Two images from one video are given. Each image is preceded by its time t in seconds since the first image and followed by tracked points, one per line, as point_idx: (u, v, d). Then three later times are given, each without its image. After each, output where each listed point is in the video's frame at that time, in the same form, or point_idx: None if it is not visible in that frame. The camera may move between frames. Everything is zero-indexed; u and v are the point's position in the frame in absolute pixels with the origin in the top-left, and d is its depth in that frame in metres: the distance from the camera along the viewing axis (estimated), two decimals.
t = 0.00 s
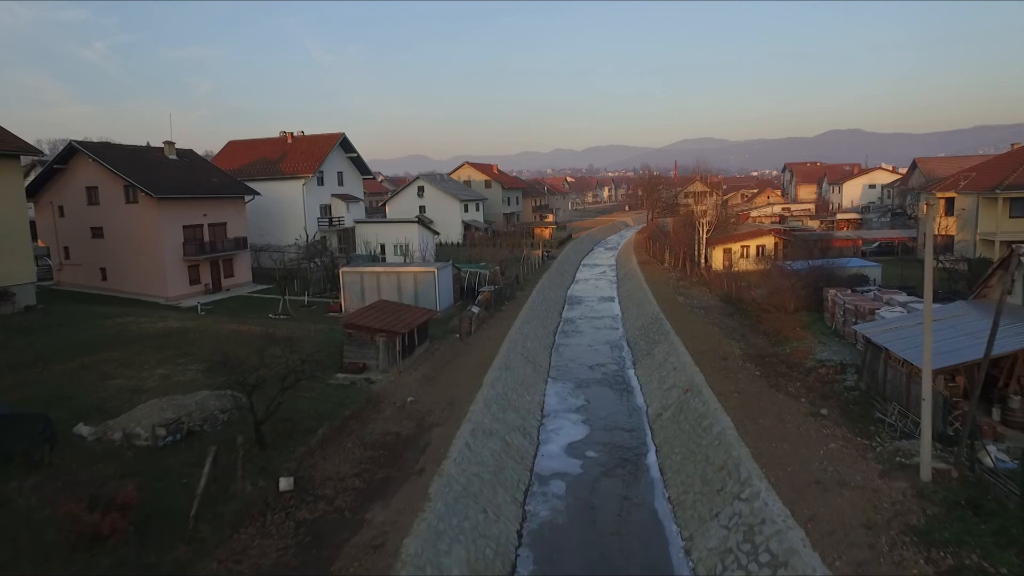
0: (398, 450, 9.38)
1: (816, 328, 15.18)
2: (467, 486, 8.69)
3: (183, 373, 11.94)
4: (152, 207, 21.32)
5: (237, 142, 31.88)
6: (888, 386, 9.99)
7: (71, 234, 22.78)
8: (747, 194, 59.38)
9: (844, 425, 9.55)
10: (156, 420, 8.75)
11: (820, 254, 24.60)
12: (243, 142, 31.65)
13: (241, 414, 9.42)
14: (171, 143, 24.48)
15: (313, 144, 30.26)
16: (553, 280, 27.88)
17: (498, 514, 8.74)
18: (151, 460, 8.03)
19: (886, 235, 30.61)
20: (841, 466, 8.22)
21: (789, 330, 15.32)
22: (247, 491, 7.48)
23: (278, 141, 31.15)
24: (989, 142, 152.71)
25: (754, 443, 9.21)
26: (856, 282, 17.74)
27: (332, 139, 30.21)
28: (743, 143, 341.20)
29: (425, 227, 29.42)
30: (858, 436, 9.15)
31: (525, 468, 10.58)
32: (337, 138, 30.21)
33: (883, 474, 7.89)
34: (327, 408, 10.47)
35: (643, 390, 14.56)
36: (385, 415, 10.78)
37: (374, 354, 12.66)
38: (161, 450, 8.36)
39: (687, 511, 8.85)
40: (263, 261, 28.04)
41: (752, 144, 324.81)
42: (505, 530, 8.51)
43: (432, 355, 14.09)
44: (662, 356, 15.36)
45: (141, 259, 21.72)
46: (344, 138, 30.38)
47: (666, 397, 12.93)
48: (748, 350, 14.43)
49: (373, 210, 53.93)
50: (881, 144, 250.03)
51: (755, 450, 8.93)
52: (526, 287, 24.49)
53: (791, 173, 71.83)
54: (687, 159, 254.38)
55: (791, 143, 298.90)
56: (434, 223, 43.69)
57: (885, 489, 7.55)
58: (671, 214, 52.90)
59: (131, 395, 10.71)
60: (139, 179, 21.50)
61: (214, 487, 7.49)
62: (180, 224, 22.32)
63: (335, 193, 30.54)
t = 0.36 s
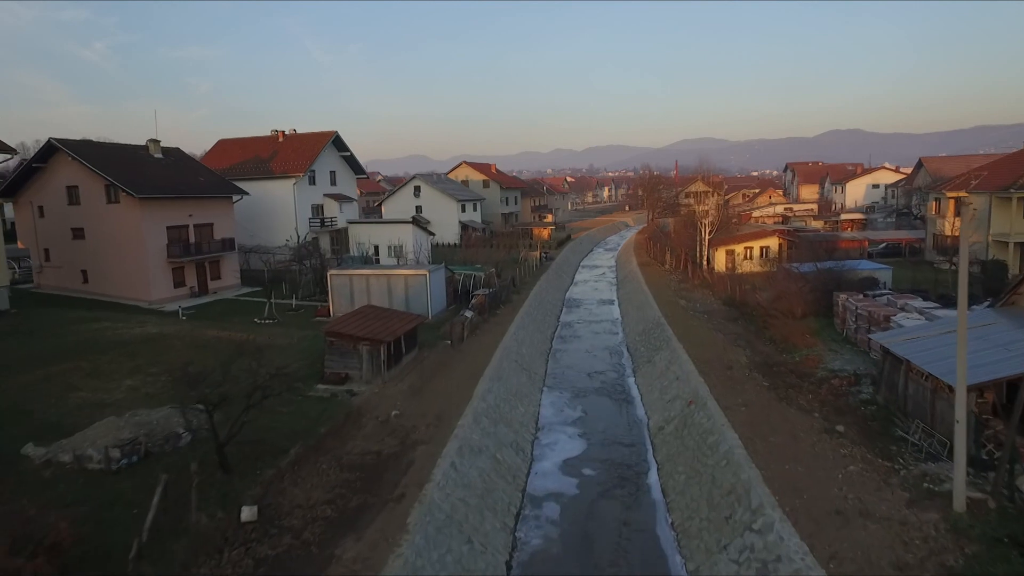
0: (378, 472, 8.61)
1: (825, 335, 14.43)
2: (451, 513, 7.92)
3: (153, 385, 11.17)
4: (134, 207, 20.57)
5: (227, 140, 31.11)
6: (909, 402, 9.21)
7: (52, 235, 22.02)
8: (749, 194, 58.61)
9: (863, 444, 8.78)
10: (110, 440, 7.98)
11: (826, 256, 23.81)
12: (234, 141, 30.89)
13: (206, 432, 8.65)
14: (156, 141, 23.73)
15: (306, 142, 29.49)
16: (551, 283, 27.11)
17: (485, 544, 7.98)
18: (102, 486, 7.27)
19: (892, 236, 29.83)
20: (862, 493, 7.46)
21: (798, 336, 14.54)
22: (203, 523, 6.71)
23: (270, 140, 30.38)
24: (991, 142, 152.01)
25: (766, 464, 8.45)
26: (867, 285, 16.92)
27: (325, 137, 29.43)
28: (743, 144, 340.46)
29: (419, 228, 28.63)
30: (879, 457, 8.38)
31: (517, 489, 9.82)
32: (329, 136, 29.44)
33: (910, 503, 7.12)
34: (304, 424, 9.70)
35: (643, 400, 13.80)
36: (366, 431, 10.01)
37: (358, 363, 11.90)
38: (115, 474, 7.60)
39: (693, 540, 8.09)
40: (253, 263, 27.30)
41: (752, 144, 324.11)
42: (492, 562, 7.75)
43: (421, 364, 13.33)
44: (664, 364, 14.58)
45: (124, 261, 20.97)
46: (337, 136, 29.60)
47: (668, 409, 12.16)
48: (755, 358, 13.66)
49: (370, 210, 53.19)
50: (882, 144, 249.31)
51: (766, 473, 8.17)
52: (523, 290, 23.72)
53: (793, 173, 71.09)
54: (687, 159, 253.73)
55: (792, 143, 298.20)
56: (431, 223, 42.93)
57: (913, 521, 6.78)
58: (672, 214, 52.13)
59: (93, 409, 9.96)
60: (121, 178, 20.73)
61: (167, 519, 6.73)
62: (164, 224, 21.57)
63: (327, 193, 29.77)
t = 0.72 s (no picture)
0: (354, 499, 7.84)
1: (835, 343, 13.68)
2: (433, 548, 7.15)
3: (118, 399, 10.41)
4: (116, 207, 19.81)
5: (217, 139, 30.36)
6: (934, 420, 8.45)
7: (32, 237, 21.27)
8: (750, 194, 57.86)
9: (885, 467, 8.01)
10: (57, 466, 7.24)
11: (833, 258, 23.04)
12: (224, 139, 30.14)
13: (166, 454, 7.90)
14: (141, 139, 22.99)
15: (297, 141, 28.75)
16: (549, 285, 26.35)
17: None
18: (41, 521, 6.52)
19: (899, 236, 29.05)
20: (889, 527, 6.69)
21: (808, 344, 13.77)
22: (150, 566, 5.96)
23: (261, 138, 29.63)
24: (993, 142, 151.21)
25: (779, 491, 7.69)
26: (878, 289, 16.14)
27: (317, 136, 28.68)
28: (743, 144, 339.71)
29: (414, 229, 27.87)
30: (904, 482, 7.62)
31: (508, 515, 9.05)
32: (322, 135, 28.69)
33: (945, 541, 6.36)
34: (277, 445, 8.94)
35: (644, 412, 13.03)
36: (345, 451, 9.24)
37: (340, 375, 11.14)
38: (59, 506, 6.85)
39: None
40: (243, 265, 26.56)
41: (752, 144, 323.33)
42: None
43: (408, 375, 12.57)
44: (666, 374, 13.81)
45: (105, 263, 20.21)
46: (329, 135, 28.85)
47: (672, 423, 11.40)
48: (763, 367, 12.89)
49: (367, 211, 52.43)
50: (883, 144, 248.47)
51: (780, 502, 7.42)
52: (519, 293, 22.95)
53: (796, 173, 70.24)
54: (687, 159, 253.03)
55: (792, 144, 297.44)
56: (427, 224, 42.14)
57: (950, 562, 6.02)
58: (672, 214, 51.34)
59: (49, 428, 9.19)
60: (102, 178, 19.98)
61: (109, 561, 5.98)
62: (147, 225, 20.82)
63: (320, 193, 29.01)
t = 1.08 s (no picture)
0: (327, 530, 7.11)
1: (846, 350, 12.94)
2: None
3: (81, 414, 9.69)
4: (96, 207, 19.09)
5: (208, 138, 29.65)
6: (963, 441, 7.72)
7: (11, 238, 20.55)
8: (752, 194, 57.15)
9: (911, 494, 7.29)
10: None
11: (840, 260, 22.34)
12: (215, 138, 29.43)
13: (121, 480, 7.18)
14: (125, 137, 22.28)
15: (289, 139, 28.04)
16: (547, 288, 25.63)
17: None
18: None
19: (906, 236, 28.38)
20: (921, 567, 5.97)
21: (818, 352, 13.04)
22: None
23: (253, 137, 28.93)
24: (995, 141, 150.52)
25: (796, 522, 6.96)
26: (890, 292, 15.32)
27: (309, 134, 27.95)
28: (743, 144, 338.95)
29: (409, 230, 27.13)
30: (934, 512, 6.90)
31: (498, 543, 8.32)
32: (314, 133, 27.98)
33: None
34: (247, 467, 8.22)
35: (646, 426, 12.30)
36: (321, 472, 8.52)
37: (320, 388, 10.41)
38: None
39: None
40: (232, 267, 25.85)
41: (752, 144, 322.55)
42: None
43: (395, 387, 11.83)
44: (668, 384, 13.07)
45: (86, 266, 19.49)
46: (322, 133, 28.14)
47: (675, 439, 10.66)
48: (771, 378, 12.17)
49: (363, 211, 51.72)
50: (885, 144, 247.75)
51: (797, 535, 6.69)
52: (516, 296, 22.24)
53: (797, 173, 69.58)
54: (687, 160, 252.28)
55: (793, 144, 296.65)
56: (424, 224, 41.40)
57: None
58: (674, 214, 50.59)
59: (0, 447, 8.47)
60: (83, 177, 19.28)
61: None
62: (130, 226, 20.10)
63: (312, 193, 28.30)
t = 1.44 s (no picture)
0: (295, 566, 6.40)
1: (859, 359, 12.24)
2: None
3: (39, 431, 8.99)
4: (78, 208, 18.41)
5: (198, 136, 28.95)
6: (999, 465, 7.02)
7: None
8: (754, 194, 56.48)
9: (944, 526, 6.58)
10: None
11: (848, 262, 21.64)
12: (206, 137, 28.73)
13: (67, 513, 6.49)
14: (111, 135, 21.61)
15: (281, 138, 27.33)
16: (546, 290, 24.94)
17: None
18: None
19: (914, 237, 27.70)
20: None
21: (830, 360, 12.33)
22: None
23: (244, 135, 28.22)
24: (997, 141, 149.79)
25: (816, 558, 6.25)
26: (904, 296, 14.66)
27: (302, 133, 27.26)
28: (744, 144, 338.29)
29: (404, 231, 26.45)
30: (971, 549, 6.20)
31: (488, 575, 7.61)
32: (307, 131, 27.27)
33: None
34: (213, 493, 7.51)
35: (648, 439, 11.60)
36: (295, 496, 7.81)
37: (299, 401, 9.71)
38: None
39: None
40: (222, 269, 25.16)
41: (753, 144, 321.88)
42: None
43: (381, 399, 11.12)
44: (672, 394, 12.35)
45: (67, 268, 18.80)
46: (315, 131, 27.43)
47: (680, 456, 9.95)
48: (781, 389, 11.46)
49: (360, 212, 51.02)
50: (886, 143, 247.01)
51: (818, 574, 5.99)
52: (514, 299, 21.54)
53: (799, 173, 68.94)
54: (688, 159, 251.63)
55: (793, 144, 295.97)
56: (422, 225, 40.71)
57: None
58: (675, 215, 49.88)
59: None
60: (63, 177, 18.59)
61: None
62: (113, 227, 19.42)
63: (305, 193, 27.60)
